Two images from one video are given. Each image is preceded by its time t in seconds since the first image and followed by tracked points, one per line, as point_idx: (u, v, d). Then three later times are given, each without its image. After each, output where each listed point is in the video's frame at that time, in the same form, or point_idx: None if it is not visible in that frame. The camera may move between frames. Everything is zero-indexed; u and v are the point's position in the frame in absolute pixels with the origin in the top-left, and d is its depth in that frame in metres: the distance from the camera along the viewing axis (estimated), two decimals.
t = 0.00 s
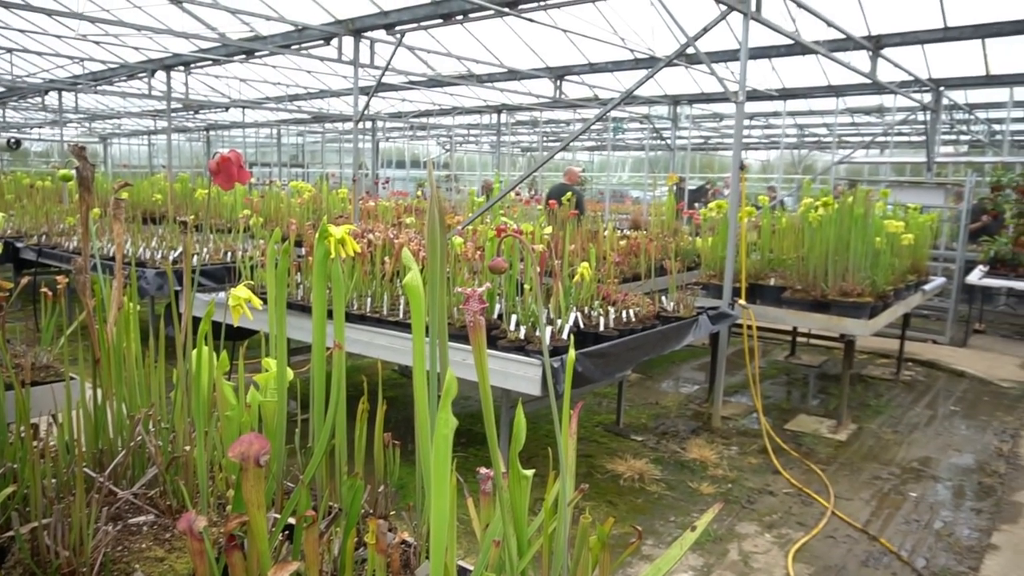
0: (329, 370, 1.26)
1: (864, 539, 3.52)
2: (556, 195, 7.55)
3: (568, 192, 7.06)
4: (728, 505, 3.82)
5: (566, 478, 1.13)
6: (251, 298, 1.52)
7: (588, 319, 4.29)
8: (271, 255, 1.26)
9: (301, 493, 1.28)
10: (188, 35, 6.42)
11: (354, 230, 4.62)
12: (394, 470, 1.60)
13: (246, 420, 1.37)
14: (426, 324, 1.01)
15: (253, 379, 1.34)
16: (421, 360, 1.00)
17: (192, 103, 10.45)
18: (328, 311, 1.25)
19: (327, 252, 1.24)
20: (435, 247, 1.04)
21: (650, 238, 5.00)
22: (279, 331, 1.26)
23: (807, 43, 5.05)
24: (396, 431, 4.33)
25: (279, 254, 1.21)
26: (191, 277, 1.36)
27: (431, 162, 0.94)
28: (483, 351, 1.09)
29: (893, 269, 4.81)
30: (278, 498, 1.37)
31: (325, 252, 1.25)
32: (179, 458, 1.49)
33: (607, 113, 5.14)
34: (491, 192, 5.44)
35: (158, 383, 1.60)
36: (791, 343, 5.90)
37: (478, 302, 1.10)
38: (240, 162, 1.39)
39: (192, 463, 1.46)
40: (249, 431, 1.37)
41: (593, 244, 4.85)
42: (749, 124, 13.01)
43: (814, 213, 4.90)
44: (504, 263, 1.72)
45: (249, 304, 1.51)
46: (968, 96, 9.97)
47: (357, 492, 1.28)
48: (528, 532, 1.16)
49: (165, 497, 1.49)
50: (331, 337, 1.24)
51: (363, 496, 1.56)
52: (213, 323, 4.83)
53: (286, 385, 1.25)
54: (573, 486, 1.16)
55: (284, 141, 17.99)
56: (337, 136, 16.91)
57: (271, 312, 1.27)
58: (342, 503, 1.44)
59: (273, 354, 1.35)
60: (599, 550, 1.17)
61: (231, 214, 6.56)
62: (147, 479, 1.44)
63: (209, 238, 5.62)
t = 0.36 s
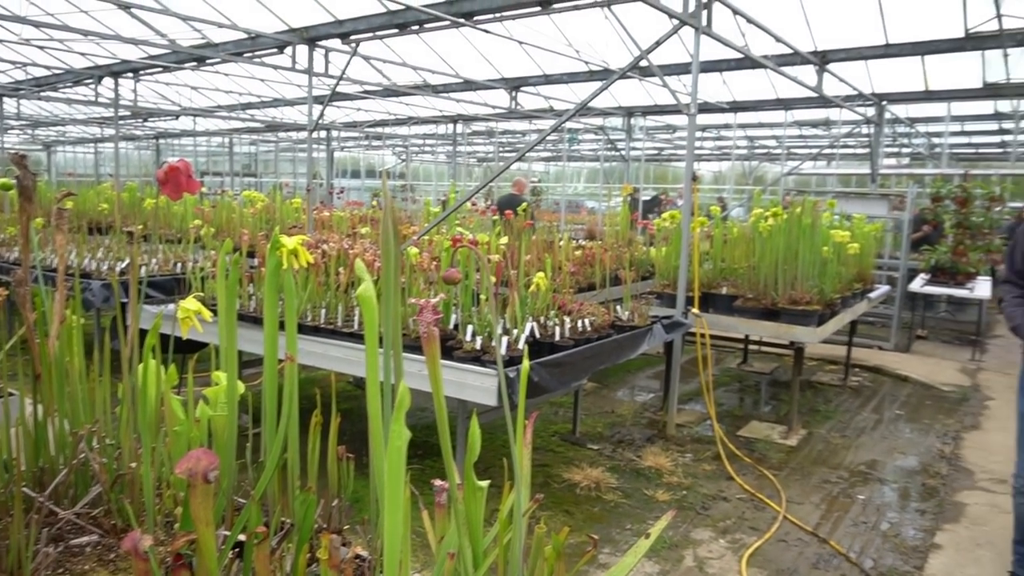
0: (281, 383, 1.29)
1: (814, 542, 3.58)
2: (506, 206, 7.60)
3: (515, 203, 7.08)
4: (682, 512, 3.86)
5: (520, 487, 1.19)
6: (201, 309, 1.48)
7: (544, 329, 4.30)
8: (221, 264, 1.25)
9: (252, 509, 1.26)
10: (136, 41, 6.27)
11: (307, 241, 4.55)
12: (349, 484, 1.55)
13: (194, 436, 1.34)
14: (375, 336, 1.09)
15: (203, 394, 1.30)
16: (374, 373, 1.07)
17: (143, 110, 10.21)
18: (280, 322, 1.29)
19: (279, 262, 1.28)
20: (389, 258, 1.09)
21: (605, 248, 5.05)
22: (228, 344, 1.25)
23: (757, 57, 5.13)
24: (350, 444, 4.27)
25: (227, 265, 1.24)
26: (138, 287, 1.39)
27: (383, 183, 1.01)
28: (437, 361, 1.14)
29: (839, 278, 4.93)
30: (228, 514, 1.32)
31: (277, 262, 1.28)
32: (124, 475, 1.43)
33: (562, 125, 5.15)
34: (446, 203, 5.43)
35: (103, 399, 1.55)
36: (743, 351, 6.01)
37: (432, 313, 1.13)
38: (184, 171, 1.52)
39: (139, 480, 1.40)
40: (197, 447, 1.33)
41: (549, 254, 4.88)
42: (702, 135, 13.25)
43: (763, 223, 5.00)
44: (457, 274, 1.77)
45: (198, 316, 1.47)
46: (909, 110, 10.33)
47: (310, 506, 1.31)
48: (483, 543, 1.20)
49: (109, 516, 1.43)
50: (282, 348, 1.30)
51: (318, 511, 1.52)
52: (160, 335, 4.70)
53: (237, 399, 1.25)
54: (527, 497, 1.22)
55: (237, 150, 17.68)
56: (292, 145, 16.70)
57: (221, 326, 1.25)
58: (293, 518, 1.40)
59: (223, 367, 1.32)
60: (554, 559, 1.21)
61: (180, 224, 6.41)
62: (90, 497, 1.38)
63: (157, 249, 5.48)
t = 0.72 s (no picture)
0: (213, 400, 1.27)
1: (750, 546, 3.66)
2: (444, 218, 7.58)
3: (450, 216, 7.06)
4: (623, 521, 3.89)
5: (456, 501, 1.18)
6: (127, 324, 1.44)
7: (484, 341, 4.28)
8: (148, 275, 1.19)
9: (182, 530, 1.24)
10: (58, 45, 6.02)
11: (241, 253, 4.43)
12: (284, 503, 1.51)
13: (120, 455, 1.30)
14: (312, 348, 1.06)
15: (130, 411, 1.26)
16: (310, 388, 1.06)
17: (69, 116, 9.82)
18: (210, 335, 1.25)
19: (209, 276, 1.27)
20: (324, 271, 1.07)
21: (545, 260, 5.09)
22: (156, 358, 1.19)
23: (690, 73, 5.24)
24: (286, 461, 4.17)
25: (159, 275, 1.16)
26: (58, 300, 1.32)
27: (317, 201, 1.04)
28: (373, 374, 1.14)
29: (771, 288, 5.07)
30: (156, 537, 1.26)
31: (207, 275, 1.27)
32: (44, 499, 1.35)
33: (501, 137, 5.16)
34: (385, 214, 5.39)
35: (23, 419, 1.50)
36: (680, 360, 6.12)
37: (368, 327, 1.15)
38: (110, 182, 1.75)
39: (60, 503, 1.32)
40: (122, 468, 1.29)
41: (489, 266, 4.89)
42: (639, 149, 13.51)
43: (699, 235, 5.11)
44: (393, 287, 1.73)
45: (125, 330, 1.43)
46: (834, 126, 10.76)
47: (243, 525, 1.28)
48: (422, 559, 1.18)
49: (27, 542, 1.31)
50: (213, 365, 1.25)
51: (252, 532, 1.46)
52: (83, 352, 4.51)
53: (165, 416, 1.22)
54: (464, 510, 1.21)
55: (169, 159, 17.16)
56: (227, 155, 16.32)
57: (147, 339, 1.18)
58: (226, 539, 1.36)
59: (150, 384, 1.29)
60: (493, 573, 1.20)
61: (107, 235, 6.18)
62: (6, 522, 1.28)
63: (81, 261, 5.27)
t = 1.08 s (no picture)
0: (134, 422, 1.25)
1: (684, 554, 3.71)
2: (379, 231, 7.52)
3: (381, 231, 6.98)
4: (560, 533, 3.90)
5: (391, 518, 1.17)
6: (43, 342, 1.41)
7: (419, 356, 4.25)
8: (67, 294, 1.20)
9: (102, 556, 1.21)
10: None
11: (168, 267, 4.29)
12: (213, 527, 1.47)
13: (37, 480, 1.26)
14: (241, 364, 1.05)
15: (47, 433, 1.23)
16: (236, 401, 1.06)
17: None
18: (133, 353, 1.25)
19: (132, 293, 1.28)
20: (253, 285, 1.08)
21: (481, 273, 5.09)
22: (73, 377, 1.20)
23: (623, 89, 5.33)
24: (214, 483, 4.04)
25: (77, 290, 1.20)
26: None
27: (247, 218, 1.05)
28: (303, 389, 1.14)
29: (702, 300, 5.21)
30: (75, 566, 1.22)
31: (130, 292, 1.28)
32: None
33: (437, 150, 5.14)
34: (319, 228, 5.32)
35: None
36: (615, 372, 6.20)
37: (298, 342, 1.14)
38: (28, 193, 1.67)
39: None
40: (38, 492, 1.26)
41: (425, 280, 4.87)
42: (575, 163, 13.74)
43: (632, 248, 5.20)
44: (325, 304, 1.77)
45: (42, 350, 1.39)
46: (761, 142, 11.18)
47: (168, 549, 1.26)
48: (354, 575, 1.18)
49: None
50: (136, 383, 1.24)
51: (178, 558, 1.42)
52: None
53: (84, 438, 1.20)
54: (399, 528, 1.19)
55: (93, 170, 16.53)
56: (156, 166, 15.83)
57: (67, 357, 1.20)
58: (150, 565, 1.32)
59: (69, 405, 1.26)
60: None
61: (23, 249, 5.91)
62: None
63: None
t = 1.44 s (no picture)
0: (35, 438, 1.19)
1: (610, 558, 3.77)
2: (301, 239, 7.38)
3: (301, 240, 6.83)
4: (487, 541, 3.89)
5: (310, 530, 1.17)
6: None
7: (343, 366, 4.18)
8: None
9: None
10: None
11: (74, 277, 4.06)
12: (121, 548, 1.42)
13: None
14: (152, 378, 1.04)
15: None
16: (147, 416, 1.02)
17: None
18: (36, 370, 1.19)
19: (35, 304, 1.19)
20: (166, 299, 1.06)
21: (406, 282, 5.06)
22: None
23: (546, 100, 5.40)
24: (123, 503, 3.86)
25: None
26: None
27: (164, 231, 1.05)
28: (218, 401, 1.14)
29: (625, 307, 5.33)
30: None
31: (32, 305, 1.20)
32: None
33: (361, 158, 5.06)
34: (238, 236, 5.17)
35: None
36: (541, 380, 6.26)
37: (212, 355, 1.15)
38: None
39: None
40: None
41: (349, 289, 4.80)
42: (500, 172, 13.85)
43: (556, 257, 5.27)
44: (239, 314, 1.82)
45: None
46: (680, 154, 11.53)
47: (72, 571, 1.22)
48: None
49: None
50: (38, 401, 1.19)
51: None
52: None
53: None
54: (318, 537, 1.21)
55: None
56: (62, 172, 15.04)
57: None
58: None
59: None
60: None
61: None
62: None
63: None
